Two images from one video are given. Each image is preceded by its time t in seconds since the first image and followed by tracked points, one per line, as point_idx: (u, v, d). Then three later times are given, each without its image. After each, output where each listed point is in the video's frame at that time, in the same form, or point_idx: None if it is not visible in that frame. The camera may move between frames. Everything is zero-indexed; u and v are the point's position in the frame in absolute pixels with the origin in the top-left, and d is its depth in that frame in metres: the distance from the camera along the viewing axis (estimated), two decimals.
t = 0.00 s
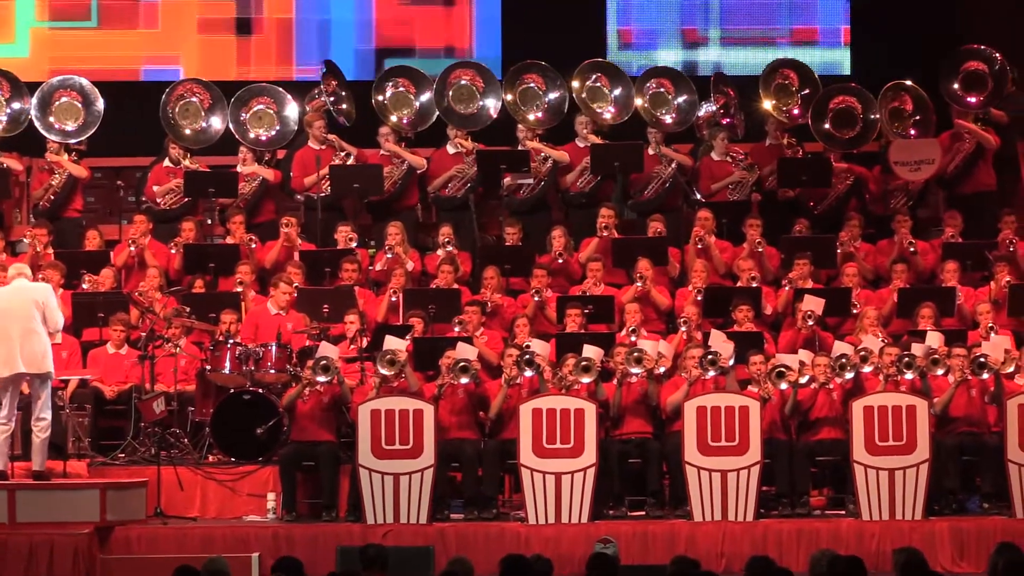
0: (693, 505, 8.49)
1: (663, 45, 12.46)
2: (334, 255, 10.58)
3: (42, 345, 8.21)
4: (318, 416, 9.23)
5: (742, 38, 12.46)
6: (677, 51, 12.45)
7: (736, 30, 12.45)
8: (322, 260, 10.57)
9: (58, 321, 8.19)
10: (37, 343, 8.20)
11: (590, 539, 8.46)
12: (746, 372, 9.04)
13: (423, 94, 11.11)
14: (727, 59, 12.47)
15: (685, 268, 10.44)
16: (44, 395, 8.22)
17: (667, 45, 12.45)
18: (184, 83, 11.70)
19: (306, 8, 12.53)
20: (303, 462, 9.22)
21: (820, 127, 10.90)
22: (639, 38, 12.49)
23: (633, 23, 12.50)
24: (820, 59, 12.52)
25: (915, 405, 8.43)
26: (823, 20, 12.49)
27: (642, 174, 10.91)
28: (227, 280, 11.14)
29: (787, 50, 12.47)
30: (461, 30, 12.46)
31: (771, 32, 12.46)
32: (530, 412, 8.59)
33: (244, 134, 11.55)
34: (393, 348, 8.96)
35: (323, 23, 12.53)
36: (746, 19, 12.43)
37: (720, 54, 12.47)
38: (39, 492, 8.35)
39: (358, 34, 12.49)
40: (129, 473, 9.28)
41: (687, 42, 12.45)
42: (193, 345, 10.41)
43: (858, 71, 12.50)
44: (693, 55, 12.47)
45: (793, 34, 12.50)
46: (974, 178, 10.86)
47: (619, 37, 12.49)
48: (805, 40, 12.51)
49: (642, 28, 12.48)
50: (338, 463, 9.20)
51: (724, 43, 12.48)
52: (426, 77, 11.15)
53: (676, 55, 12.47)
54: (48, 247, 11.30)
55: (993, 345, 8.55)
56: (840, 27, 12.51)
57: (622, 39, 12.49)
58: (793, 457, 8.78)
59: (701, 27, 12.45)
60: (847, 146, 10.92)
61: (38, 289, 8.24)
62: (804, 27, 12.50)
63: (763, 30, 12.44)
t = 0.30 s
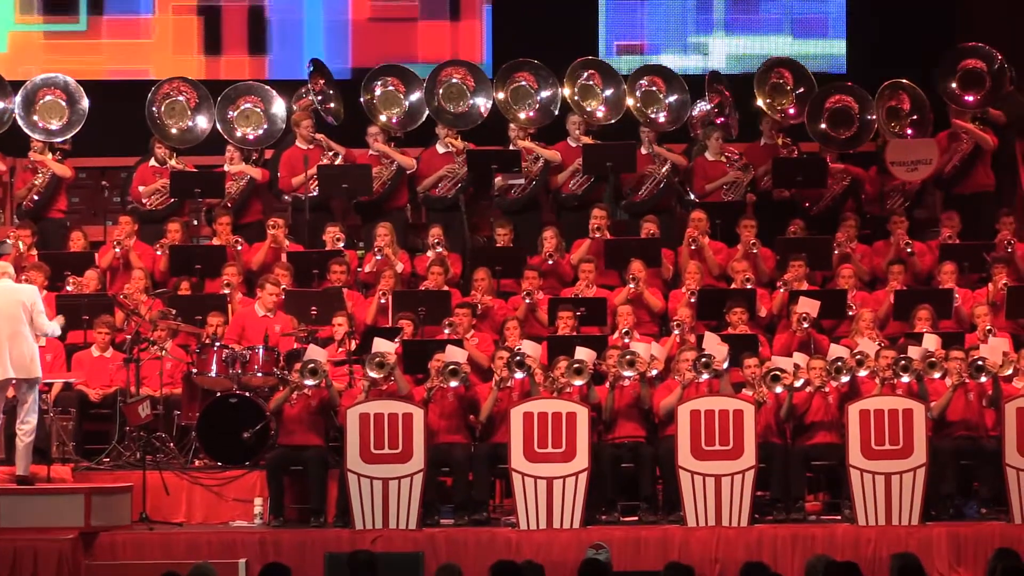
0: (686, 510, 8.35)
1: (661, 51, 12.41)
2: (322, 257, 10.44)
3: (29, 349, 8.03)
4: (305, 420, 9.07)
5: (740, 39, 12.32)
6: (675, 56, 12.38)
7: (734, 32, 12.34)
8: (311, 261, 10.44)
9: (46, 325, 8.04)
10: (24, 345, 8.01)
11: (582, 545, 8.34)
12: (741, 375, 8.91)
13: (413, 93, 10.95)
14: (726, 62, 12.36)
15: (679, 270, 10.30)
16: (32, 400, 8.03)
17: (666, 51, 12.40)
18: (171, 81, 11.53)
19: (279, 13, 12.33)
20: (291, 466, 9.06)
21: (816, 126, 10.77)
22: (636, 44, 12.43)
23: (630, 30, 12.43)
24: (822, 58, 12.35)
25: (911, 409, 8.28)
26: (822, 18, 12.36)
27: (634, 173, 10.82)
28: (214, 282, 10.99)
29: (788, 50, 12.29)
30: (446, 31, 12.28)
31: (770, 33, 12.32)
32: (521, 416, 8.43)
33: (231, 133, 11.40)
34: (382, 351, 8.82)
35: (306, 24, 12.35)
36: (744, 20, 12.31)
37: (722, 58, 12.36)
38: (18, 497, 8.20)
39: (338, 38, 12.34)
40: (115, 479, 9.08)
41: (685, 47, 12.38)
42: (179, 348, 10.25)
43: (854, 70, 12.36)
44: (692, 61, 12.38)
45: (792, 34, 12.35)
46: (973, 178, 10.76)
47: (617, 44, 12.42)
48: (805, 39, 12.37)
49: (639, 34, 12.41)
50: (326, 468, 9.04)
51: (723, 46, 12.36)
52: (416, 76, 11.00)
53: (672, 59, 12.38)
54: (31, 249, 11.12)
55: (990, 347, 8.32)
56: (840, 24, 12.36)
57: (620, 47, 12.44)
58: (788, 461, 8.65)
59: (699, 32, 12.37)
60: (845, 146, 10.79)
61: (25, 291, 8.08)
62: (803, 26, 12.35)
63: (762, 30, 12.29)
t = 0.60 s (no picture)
0: (674, 514, 8.21)
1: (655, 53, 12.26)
2: (306, 258, 10.28)
3: (10, 352, 7.85)
4: (288, 423, 8.94)
5: (731, 40, 12.24)
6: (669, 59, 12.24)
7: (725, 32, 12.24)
8: (294, 262, 10.27)
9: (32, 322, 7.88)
10: (5, 348, 7.83)
11: (569, 550, 8.20)
12: (730, 377, 8.79)
13: (398, 91, 10.80)
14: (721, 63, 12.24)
15: (668, 271, 10.17)
16: (11, 403, 7.85)
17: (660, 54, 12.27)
18: (152, 79, 11.38)
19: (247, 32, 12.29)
20: (273, 470, 8.89)
21: (807, 125, 10.64)
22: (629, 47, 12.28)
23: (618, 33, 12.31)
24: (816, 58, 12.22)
25: (904, 411, 8.14)
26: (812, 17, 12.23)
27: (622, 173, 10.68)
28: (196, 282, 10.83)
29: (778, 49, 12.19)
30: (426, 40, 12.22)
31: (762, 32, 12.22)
32: (508, 418, 8.28)
33: (213, 131, 11.24)
34: (367, 353, 8.68)
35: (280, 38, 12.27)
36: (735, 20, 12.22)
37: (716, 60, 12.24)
38: None
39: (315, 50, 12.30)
40: (95, 482, 8.95)
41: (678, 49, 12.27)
42: (160, 350, 10.08)
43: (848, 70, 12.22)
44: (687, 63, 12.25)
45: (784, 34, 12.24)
46: (967, 178, 10.63)
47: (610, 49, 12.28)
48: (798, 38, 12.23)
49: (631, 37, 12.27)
50: (310, 472, 8.88)
51: (716, 47, 12.26)
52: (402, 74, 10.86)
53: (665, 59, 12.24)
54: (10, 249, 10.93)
55: (984, 350, 8.27)
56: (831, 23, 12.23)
57: (613, 51, 12.28)
58: (779, 464, 8.52)
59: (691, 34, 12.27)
60: (837, 145, 10.69)
61: (7, 292, 7.87)
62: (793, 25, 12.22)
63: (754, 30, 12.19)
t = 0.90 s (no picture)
0: (656, 519, 8.07)
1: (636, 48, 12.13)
2: (281, 258, 10.11)
3: None
4: (264, 427, 8.75)
5: (713, 35, 12.10)
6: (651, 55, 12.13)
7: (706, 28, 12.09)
8: (269, 262, 10.11)
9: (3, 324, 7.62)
10: None
11: (549, 555, 8.07)
12: (712, 379, 8.66)
13: (376, 89, 10.66)
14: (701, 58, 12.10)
15: (649, 271, 10.03)
16: None
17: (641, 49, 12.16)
18: (126, 77, 11.22)
19: (205, 47, 12.12)
20: (248, 474, 8.71)
21: (790, 123, 10.53)
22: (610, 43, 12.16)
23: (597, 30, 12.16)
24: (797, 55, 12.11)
25: (888, 414, 8.03)
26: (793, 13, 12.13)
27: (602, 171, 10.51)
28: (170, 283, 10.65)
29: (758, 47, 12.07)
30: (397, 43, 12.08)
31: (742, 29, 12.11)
32: (486, 421, 8.13)
33: (187, 130, 11.06)
34: (344, 354, 8.51)
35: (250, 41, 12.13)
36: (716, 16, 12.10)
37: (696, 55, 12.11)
38: None
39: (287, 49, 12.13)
40: (67, 486, 8.76)
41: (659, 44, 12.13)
42: (133, 351, 9.88)
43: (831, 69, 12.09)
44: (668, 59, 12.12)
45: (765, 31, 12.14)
46: (952, 179, 10.51)
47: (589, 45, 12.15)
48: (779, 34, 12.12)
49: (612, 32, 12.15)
50: (286, 476, 8.71)
51: (696, 43, 12.11)
52: (380, 72, 10.71)
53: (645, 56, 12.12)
54: None
55: (970, 352, 8.15)
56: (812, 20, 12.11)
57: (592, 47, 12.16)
58: (762, 468, 8.39)
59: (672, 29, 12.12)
60: (820, 143, 10.57)
61: None
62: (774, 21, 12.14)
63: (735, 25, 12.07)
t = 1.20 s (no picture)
0: (638, 523, 7.93)
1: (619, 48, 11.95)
2: (257, 258, 9.94)
3: None
4: (239, 430, 8.56)
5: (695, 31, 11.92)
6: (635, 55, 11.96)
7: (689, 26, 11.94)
8: (245, 262, 9.93)
9: None
10: None
11: (529, 559, 7.93)
12: (696, 382, 8.53)
13: (353, 87, 10.50)
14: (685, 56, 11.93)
15: (631, 272, 9.90)
16: None
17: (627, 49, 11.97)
18: (100, 73, 10.98)
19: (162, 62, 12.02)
20: (224, 478, 8.54)
21: (774, 122, 10.42)
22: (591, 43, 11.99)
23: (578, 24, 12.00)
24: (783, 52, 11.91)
25: (874, 417, 7.90)
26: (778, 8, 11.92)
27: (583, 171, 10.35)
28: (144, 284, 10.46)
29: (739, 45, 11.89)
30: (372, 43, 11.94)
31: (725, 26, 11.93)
32: (466, 424, 7.98)
33: (162, 128, 10.86)
34: (321, 357, 8.35)
35: (210, 55, 11.98)
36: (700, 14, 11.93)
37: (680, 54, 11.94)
38: None
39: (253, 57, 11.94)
40: (40, 490, 8.57)
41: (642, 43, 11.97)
42: (107, 353, 9.70)
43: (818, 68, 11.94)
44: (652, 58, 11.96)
45: (749, 26, 11.94)
46: (939, 178, 10.39)
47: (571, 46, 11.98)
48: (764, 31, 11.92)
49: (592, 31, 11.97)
50: (262, 480, 8.54)
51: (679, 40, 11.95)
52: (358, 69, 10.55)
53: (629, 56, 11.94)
54: None
55: (958, 355, 7.97)
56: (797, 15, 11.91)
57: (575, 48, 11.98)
58: (745, 471, 8.26)
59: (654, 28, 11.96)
60: (805, 142, 10.45)
61: None
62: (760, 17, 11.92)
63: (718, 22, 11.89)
